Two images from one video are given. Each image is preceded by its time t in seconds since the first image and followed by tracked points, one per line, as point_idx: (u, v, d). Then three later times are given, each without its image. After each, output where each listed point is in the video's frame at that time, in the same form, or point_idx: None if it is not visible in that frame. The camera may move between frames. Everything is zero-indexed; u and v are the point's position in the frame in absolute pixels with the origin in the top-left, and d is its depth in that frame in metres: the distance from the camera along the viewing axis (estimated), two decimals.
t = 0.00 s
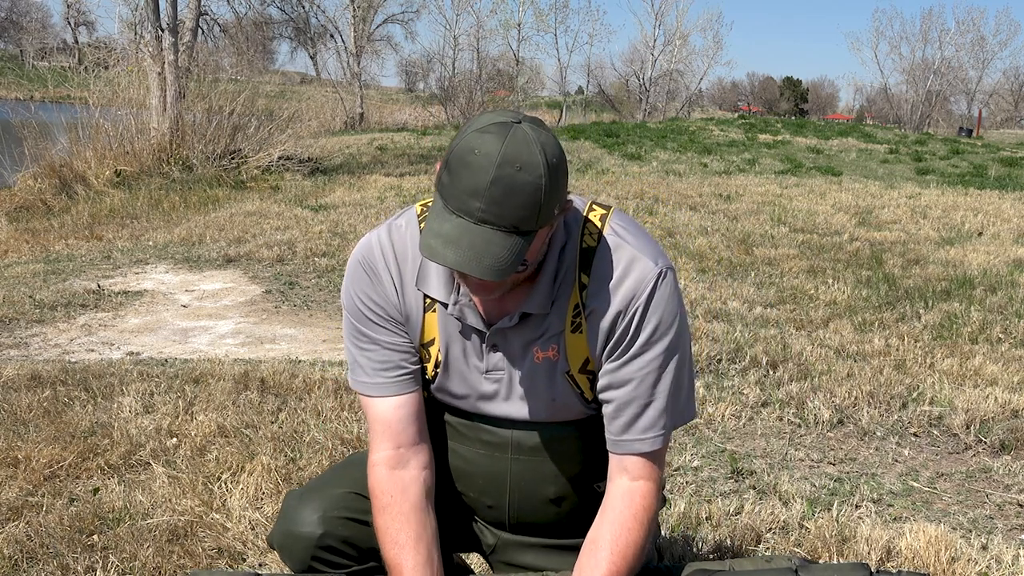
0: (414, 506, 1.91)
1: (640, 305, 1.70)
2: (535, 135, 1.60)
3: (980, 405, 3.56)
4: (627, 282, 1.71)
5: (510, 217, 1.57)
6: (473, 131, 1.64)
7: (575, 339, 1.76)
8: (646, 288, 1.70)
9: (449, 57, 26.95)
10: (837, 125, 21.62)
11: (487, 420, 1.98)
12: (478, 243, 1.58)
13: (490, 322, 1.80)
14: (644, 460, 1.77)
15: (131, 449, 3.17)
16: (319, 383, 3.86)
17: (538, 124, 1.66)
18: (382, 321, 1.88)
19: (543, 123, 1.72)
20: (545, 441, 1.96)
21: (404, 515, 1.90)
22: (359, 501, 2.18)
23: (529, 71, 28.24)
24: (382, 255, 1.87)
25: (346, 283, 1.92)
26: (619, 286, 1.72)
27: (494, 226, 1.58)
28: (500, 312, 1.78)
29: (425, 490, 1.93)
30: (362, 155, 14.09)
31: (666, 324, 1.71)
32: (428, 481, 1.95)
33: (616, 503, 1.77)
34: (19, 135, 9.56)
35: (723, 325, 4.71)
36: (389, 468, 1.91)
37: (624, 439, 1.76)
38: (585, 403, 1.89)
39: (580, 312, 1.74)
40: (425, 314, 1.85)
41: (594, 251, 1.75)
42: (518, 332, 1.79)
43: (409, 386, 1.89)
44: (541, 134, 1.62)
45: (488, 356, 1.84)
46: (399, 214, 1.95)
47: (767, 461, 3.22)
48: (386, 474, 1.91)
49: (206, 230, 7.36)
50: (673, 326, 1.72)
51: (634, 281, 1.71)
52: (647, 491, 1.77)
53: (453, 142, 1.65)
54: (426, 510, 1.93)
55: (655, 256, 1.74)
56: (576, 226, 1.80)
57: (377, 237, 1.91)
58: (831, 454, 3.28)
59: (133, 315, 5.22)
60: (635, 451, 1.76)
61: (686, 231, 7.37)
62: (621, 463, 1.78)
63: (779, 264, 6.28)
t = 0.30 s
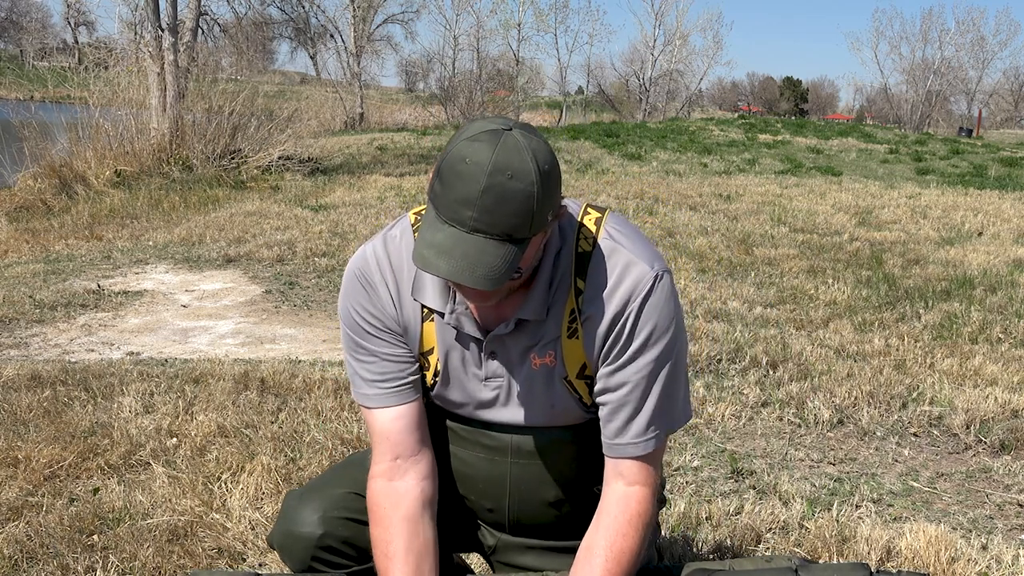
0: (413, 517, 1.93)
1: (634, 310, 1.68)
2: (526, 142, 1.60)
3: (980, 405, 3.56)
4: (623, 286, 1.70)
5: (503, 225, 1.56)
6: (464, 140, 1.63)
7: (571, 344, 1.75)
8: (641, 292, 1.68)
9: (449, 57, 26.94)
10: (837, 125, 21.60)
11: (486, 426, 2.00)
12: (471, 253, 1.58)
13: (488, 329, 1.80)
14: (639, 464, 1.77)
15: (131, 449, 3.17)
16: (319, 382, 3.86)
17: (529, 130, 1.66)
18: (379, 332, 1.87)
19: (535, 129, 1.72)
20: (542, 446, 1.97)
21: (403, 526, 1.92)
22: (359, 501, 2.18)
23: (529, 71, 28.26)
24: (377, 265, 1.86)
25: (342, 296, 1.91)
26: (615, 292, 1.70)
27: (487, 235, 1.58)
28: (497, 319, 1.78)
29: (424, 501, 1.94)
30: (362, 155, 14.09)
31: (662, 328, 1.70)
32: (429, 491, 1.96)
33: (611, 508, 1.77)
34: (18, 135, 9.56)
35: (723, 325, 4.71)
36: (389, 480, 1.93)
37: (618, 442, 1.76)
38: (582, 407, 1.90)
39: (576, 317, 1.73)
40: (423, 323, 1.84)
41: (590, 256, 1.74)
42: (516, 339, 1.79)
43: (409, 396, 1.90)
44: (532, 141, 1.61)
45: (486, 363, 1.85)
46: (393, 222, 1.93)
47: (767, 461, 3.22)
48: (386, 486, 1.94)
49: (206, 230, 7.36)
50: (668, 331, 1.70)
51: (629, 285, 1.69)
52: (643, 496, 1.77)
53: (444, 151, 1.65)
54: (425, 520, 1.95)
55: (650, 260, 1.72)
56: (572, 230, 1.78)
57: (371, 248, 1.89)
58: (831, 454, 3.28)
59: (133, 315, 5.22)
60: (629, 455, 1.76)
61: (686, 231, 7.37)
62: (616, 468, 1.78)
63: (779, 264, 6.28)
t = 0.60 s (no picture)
0: (406, 522, 1.96)
1: (628, 324, 1.67)
2: (523, 155, 1.58)
3: (980, 405, 3.56)
4: (618, 299, 1.68)
5: (501, 241, 1.56)
6: (460, 153, 1.61)
7: (566, 355, 1.75)
8: (636, 306, 1.67)
9: (449, 57, 26.93)
10: (837, 125, 21.58)
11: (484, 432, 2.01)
12: (469, 270, 1.57)
13: (484, 339, 1.80)
14: (629, 476, 1.77)
15: (131, 449, 3.17)
16: (319, 383, 3.86)
17: (527, 142, 1.64)
18: (377, 340, 1.87)
19: (532, 138, 1.70)
20: (541, 451, 1.99)
21: (395, 529, 1.95)
22: (359, 501, 2.18)
23: (529, 71, 28.25)
24: (373, 274, 1.85)
25: (340, 304, 1.91)
26: (610, 305, 1.69)
27: (484, 251, 1.57)
28: (493, 329, 1.78)
29: (418, 507, 1.97)
30: (362, 155, 14.09)
31: (656, 344, 1.69)
32: (425, 497, 1.98)
33: (598, 518, 1.77)
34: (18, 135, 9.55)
35: (723, 325, 4.71)
36: (385, 483, 1.97)
37: (607, 453, 1.76)
38: (578, 415, 1.91)
39: (571, 329, 1.72)
40: (420, 331, 1.84)
41: (587, 266, 1.72)
42: (512, 348, 1.79)
43: (407, 403, 1.91)
44: (530, 154, 1.59)
45: (483, 373, 1.85)
46: (389, 228, 1.91)
47: (767, 461, 3.22)
48: (382, 488, 1.97)
49: (206, 230, 7.36)
50: (662, 346, 1.70)
51: (624, 298, 1.68)
52: (631, 508, 1.78)
53: (440, 165, 1.63)
54: (418, 526, 1.97)
55: (647, 272, 1.71)
56: (570, 239, 1.77)
57: (368, 255, 1.88)
58: (831, 454, 3.28)
59: (133, 315, 5.22)
60: (618, 466, 1.76)
61: (686, 231, 7.37)
62: (605, 478, 1.78)
63: (779, 264, 6.28)
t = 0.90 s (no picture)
0: (401, 528, 1.97)
1: (626, 336, 1.67)
2: (521, 172, 1.57)
3: (980, 405, 3.56)
4: (616, 311, 1.67)
5: (497, 259, 1.55)
6: (458, 170, 1.60)
7: (562, 365, 1.74)
8: (634, 319, 1.66)
9: (449, 57, 26.92)
10: (837, 125, 21.56)
11: (484, 438, 2.02)
12: (466, 289, 1.57)
13: (482, 348, 1.80)
14: (625, 487, 1.77)
15: (131, 449, 3.17)
16: (319, 382, 3.86)
17: (525, 157, 1.63)
18: (376, 347, 1.87)
19: (530, 152, 1.68)
20: (540, 457, 1.99)
21: (390, 535, 1.96)
22: (359, 502, 2.18)
23: (529, 71, 28.25)
24: (372, 281, 1.84)
25: (339, 309, 1.90)
26: (607, 317, 1.68)
27: (481, 269, 1.57)
28: (491, 339, 1.78)
29: (414, 514, 1.98)
30: (362, 155, 14.09)
31: (653, 357, 1.69)
32: (421, 504, 1.99)
33: (593, 528, 1.77)
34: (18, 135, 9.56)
35: (723, 325, 4.71)
36: (382, 488, 1.97)
37: (602, 463, 1.76)
38: (575, 424, 1.92)
39: (568, 340, 1.71)
40: (419, 339, 1.84)
41: (586, 278, 1.71)
42: (510, 358, 1.79)
43: (406, 410, 1.92)
44: (528, 171, 1.58)
45: (482, 382, 1.85)
46: (389, 233, 1.90)
47: (767, 461, 3.22)
48: (378, 492, 1.98)
49: (206, 230, 7.36)
50: (660, 359, 1.69)
51: (622, 310, 1.67)
52: (627, 519, 1.78)
53: (438, 181, 1.62)
54: (414, 533, 1.98)
55: (647, 284, 1.70)
56: (569, 247, 1.76)
57: (366, 262, 1.87)
58: (831, 454, 3.28)
59: (133, 315, 5.22)
60: (613, 477, 1.76)
61: (686, 231, 7.37)
62: (602, 488, 1.78)
63: (779, 264, 6.28)
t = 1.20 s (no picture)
0: (393, 535, 1.96)
1: (622, 346, 1.66)
2: (519, 182, 1.57)
3: (980, 405, 3.56)
4: (613, 320, 1.67)
5: (495, 270, 1.55)
6: (456, 180, 1.60)
7: (559, 372, 1.74)
8: (631, 329, 1.66)
9: (449, 57, 26.91)
10: (837, 125, 21.55)
11: (481, 442, 2.02)
12: (463, 300, 1.57)
13: (479, 355, 1.80)
14: (620, 496, 1.77)
15: (131, 449, 3.17)
16: (319, 382, 3.86)
17: (524, 167, 1.62)
18: (373, 351, 1.88)
19: (529, 159, 1.68)
20: (538, 459, 1.99)
21: (383, 542, 1.96)
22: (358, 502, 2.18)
23: (529, 71, 28.25)
24: (370, 287, 1.85)
25: (336, 313, 1.91)
26: (604, 326, 1.67)
27: (478, 280, 1.57)
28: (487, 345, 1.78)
29: (408, 522, 1.97)
30: (362, 155, 14.09)
31: (650, 367, 1.68)
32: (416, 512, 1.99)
33: (588, 538, 1.77)
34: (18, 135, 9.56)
35: (723, 325, 4.72)
36: (377, 494, 1.97)
37: (597, 472, 1.76)
38: (572, 428, 1.92)
39: (564, 347, 1.71)
40: (417, 345, 1.84)
41: (582, 285, 1.71)
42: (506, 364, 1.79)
43: (403, 414, 1.92)
44: (526, 181, 1.58)
45: (479, 388, 1.86)
46: (387, 238, 1.90)
47: (767, 461, 3.22)
48: (372, 499, 1.97)
49: (206, 230, 7.36)
50: (656, 370, 1.69)
51: (619, 320, 1.67)
52: (623, 527, 1.78)
53: (436, 191, 1.62)
54: (407, 541, 1.98)
55: (643, 293, 1.69)
56: (567, 253, 1.75)
57: (363, 266, 1.87)
58: (831, 454, 3.28)
59: (133, 315, 5.22)
60: (608, 486, 1.76)
61: (686, 231, 7.37)
62: (597, 497, 1.78)
63: (779, 264, 6.28)
